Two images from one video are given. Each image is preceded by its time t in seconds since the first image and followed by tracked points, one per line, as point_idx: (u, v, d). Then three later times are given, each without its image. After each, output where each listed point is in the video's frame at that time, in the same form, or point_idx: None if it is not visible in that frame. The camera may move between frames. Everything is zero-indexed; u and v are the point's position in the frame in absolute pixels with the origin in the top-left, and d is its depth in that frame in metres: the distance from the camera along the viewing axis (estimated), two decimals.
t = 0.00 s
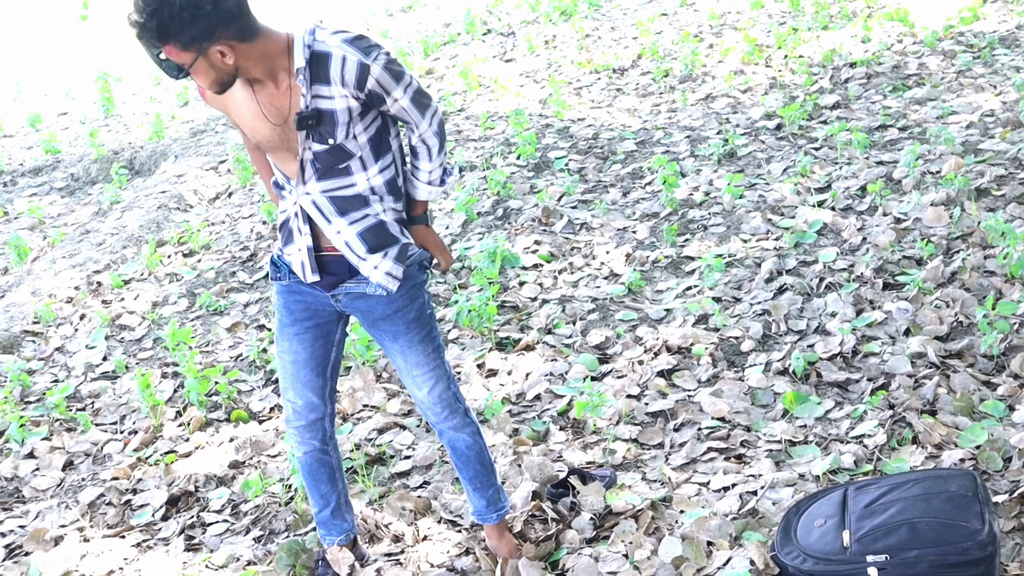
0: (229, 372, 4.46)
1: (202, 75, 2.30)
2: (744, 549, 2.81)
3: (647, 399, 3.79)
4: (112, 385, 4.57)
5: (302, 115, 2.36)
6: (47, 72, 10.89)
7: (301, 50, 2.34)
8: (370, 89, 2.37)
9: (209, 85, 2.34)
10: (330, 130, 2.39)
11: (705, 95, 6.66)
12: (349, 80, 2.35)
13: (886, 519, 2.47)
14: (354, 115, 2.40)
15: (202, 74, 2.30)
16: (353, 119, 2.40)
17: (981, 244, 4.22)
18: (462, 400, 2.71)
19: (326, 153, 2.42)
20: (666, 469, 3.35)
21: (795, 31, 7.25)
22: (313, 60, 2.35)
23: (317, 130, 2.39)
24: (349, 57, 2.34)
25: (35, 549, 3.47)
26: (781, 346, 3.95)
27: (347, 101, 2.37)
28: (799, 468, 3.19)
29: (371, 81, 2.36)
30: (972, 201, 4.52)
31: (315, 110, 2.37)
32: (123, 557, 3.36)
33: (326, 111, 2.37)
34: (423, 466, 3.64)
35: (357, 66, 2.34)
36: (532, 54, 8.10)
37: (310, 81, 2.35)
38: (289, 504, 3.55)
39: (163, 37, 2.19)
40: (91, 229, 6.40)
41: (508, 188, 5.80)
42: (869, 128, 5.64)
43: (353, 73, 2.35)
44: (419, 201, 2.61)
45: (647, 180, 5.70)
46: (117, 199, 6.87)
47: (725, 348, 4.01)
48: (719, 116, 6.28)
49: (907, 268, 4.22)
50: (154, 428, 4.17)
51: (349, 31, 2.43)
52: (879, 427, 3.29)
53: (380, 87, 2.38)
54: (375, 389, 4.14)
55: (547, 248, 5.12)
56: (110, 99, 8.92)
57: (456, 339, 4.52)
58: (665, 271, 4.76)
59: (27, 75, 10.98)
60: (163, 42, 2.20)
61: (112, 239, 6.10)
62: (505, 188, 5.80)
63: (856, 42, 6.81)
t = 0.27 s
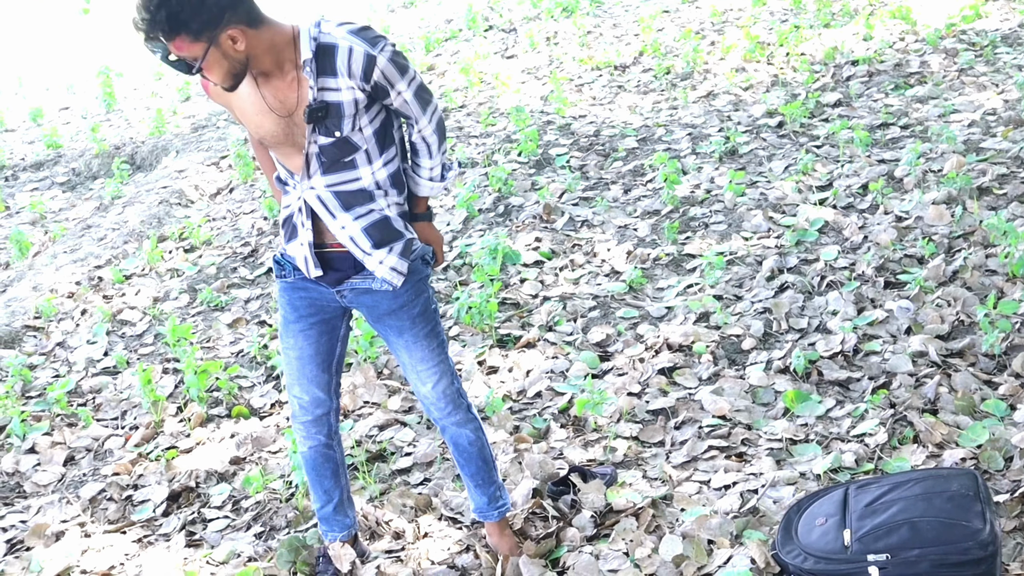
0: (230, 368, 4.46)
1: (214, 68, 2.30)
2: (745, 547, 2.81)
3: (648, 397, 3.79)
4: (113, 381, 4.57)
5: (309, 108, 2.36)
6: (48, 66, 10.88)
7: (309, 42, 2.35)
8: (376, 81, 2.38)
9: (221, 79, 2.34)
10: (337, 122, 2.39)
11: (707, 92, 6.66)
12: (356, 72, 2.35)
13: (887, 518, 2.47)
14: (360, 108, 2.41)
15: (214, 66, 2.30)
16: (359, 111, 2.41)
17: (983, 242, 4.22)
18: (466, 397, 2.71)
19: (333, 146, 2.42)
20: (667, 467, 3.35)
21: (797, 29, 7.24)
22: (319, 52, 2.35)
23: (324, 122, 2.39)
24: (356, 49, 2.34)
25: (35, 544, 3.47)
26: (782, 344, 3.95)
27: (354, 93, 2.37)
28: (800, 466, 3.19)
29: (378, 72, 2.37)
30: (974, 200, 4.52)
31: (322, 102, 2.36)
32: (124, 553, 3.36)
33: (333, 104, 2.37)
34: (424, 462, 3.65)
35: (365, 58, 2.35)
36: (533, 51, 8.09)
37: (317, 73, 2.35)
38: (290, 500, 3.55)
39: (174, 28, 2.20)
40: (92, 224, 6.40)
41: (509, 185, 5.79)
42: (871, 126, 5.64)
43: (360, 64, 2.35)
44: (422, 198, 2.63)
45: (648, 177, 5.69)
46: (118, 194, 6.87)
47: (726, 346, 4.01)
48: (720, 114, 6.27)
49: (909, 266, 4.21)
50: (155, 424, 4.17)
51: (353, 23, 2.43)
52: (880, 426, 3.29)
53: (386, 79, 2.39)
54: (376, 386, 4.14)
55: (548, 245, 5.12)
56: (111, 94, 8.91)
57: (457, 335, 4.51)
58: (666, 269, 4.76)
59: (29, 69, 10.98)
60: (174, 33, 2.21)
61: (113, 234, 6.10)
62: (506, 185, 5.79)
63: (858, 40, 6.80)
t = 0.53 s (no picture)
0: (237, 374, 4.47)
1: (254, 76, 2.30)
2: (751, 555, 2.81)
3: (654, 404, 3.79)
4: (120, 387, 4.59)
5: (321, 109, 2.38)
6: (57, 73, 10.96)
7: (322, 43, 2.37)
8: (388, 82, 2.40)
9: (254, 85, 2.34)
10: (347, 124, 2.40)
11: (713, 98, 6.66)
12: (368, 73, 2.38)
13: (893, 525, 2.46)
14: (370, 110, 2.42)
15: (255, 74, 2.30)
16: (370, 113, 2.42)
17: (990, 248, 4.21)
18: (470, 404, 2.72)
19: (342, 148, 2.43)
20: (672, 475, 3.35)
21: (804, 35, 7.24)
22: (332, 53, 2.37)
23: (335, 124, 2.40)
24: (368, 50, 2.37)
25: (41, 550, 3.49)
26: (788, 351, 3.95)
27: (365, 95, 2.39)
28: (806, 474, 3.19)
29: (390, 74, 2.39)
30: (981, 206, 4.51)
31: (334, 103, 2.38)
32: (130, 560, 3.37)
33: (345, 105, 2.39)
34: (430, 469, 3.65)
35: (377, 59, 2.37)
36: (540, 57, 8.11)
37: (330, 74, 2.37)
38: (296, 507, 3.56)
39: (246, 26, 2.20)
40: (99, 230, 6.43)
41: (516, 191, 5.80)
42: (878, 132, 5.63)
43: (373, 66, 2.38)
44: (431, 201, 2.64)
45: (655, 183, 5.70)
46: (126, 200, 6.91)
47: (732, 353, 4.00)
48: (727, 120, 6.28)
49: (915, 272, 4.20)
50: (161, 431, 4.18)
51: (365, 26, 2.47)
52: (887, 433, 3.28)
53: (398, 81, 2.41)
54: (383, 392, 4.15)
55: (554, 252, 5.12)
56: (120, 100, 8.97)
57: (463, 342, 4.52)
58: (673, 275, 4.76)
59: (38, 76, 11.06)
60: (248, 32, 2.20)
61: (120, 240, 6.13)
62: (513, 191, 5.80)
63: (865, 46, 6.80)
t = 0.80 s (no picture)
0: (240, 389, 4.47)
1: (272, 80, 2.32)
2: (755, 570, 2.81)
3: (657, 418, 3.78)
4: (123, 402, 4.60)
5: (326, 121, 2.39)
6: (63, 88, 11.04)
7: (322, 55, 2.39)
8: (392, 89, 2.45)
9: (267, 93, 2.35)
10: (351, 135, 2.42)
11: (716, 112, 6.69)
12: (371, 83, 2.42)
13: (897, 540, 2.45)
14: (372, 120, 2.45)
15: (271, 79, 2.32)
16: (371, 123, 2.45)
17: (993, 262, 4.21)
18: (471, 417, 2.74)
19: (346, 160, 2.44)
20: (676, 489, 3.34)
21: (806, 48, 7.28)
22: (333, 65, 2.39)
23: (339, 136, 2.41)
24: (369, 60, 2.41)
25: (44, 566, 3.49)
26: (792, 365, 3.94)
27: (368, 105, 2.42)
28: (810, 488, 3.18)
29: (392, 81, 2.44)
30: (984, 220, 4.51)
31: (338, 114, 2.40)
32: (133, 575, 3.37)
33: (349, 116, 2.40)
34: (433, 484, 3.65)
35: (381, 67, 2.43)
36: (543, 71, 8.15)
37: (333, 86, 2.39)
38: (299, 522, 3.55)
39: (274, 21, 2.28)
40: (103, 244, 6.46)
41: (519, 205, 5.82)
42: (880, 146, 5.65)
43: (376, 75, 2.42)
44: (431, 196, 2.66)
45: (658, 197, 5.71)
46: (130, 215, 6.94)
47: (735, 367, 4.00)
48: (729, 133, 6.30)
49: (918, 286, 4.21)
50: (164, 446, 4.18)
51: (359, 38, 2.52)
52: (891, 447, 3.28)
53: (400, 87, 2.46)
54: (386, 407, 4.15)
55: (558, 266, 5.13)
56: (124, 115, 9.03)
57: (466, 356, 4.52)
58: (676, 289, 4.76)
59: (44, 91, 11.14)
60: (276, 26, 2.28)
61: (124, 254, 6.16)
62: (516, 206, 5.82)
63: (867, 60, 6.82)
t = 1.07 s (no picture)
0: (241, 403, 4.48)
1: (286, 73, 2.34)
2: None
3: (659, 432, 3.78)
4: (125, 416, 4.60)
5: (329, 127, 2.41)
6: (67, 104, 11.10)
7: (322, 63, 2.42)
8: (392, 90, 2.52)
9: (277, 90, 2.37)
10: (353, 141, 2.45)
11: (717, 126, 6.72)
12: (371, 87, 2.47)
13: (900, 554, 2.44)
14: (372, 124, 2.49)
15: (284, 75, 2.34)
16: (371, 127, 2.49)
17: (994, 275, 4.22)
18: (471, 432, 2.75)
19: (348, 167, 2.46)
20: (677, 503, 3.34)
21: (806, 62, 7.31)
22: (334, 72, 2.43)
23: (343, 142, 2.44)
24: (369, 64, 2.47)
25: None
26: (793, 378, 3.94)
27: (369, 110, 2.46)
28: (812, 502, 3.18)
29: (392, 82, 2.51)
30: (984, 233, 4.52)
31: (341, 120, 2.43)
32: None
33: (351, 122, 2.44)
34: (434, 498, 3.64)
35: (380, 71, 2.49)
36: (544, 85, 8.19)
37: (335, 92, 2.42)
38: (300, 537, 3.54)
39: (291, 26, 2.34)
40: (105, 259, 6.48)
41: (520, 219, 5.84)
42: (881, 159, 5.67)
43: (375, 78, 2.48)
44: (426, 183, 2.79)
45: (659, 211, 5.73)
46: (132, 229, 6.96)
47: (737, 381, 4.01)
48: (730, 147, 6.32)
49: (919, 299, 4.21)
50: (166, 460, 4.18)
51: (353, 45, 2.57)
52: (892, 460, 3.27)
53: (399, 87, 2.54)
54: (387, 421, 4.15)
55: (559, 280, 5.14)
56: (126, 130, 9.07)
57: (467, 371, 4.52)
58: (677, 302, 4.77)
59: (47, 106, 11.20)
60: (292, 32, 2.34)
61: (126, 269, 6.18)
62: (517, 220, 5.84)
63: (867, 73, 6.85)
